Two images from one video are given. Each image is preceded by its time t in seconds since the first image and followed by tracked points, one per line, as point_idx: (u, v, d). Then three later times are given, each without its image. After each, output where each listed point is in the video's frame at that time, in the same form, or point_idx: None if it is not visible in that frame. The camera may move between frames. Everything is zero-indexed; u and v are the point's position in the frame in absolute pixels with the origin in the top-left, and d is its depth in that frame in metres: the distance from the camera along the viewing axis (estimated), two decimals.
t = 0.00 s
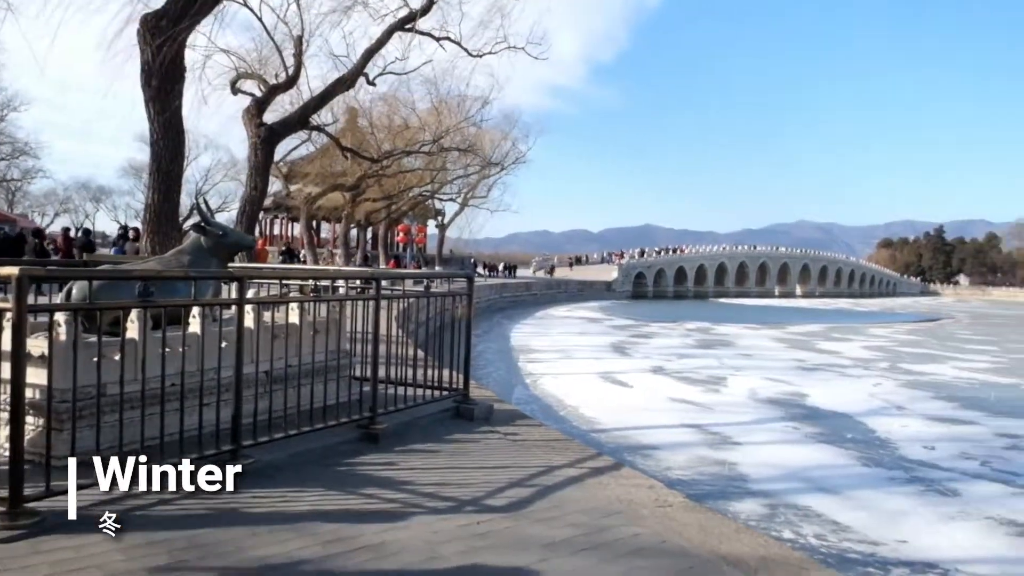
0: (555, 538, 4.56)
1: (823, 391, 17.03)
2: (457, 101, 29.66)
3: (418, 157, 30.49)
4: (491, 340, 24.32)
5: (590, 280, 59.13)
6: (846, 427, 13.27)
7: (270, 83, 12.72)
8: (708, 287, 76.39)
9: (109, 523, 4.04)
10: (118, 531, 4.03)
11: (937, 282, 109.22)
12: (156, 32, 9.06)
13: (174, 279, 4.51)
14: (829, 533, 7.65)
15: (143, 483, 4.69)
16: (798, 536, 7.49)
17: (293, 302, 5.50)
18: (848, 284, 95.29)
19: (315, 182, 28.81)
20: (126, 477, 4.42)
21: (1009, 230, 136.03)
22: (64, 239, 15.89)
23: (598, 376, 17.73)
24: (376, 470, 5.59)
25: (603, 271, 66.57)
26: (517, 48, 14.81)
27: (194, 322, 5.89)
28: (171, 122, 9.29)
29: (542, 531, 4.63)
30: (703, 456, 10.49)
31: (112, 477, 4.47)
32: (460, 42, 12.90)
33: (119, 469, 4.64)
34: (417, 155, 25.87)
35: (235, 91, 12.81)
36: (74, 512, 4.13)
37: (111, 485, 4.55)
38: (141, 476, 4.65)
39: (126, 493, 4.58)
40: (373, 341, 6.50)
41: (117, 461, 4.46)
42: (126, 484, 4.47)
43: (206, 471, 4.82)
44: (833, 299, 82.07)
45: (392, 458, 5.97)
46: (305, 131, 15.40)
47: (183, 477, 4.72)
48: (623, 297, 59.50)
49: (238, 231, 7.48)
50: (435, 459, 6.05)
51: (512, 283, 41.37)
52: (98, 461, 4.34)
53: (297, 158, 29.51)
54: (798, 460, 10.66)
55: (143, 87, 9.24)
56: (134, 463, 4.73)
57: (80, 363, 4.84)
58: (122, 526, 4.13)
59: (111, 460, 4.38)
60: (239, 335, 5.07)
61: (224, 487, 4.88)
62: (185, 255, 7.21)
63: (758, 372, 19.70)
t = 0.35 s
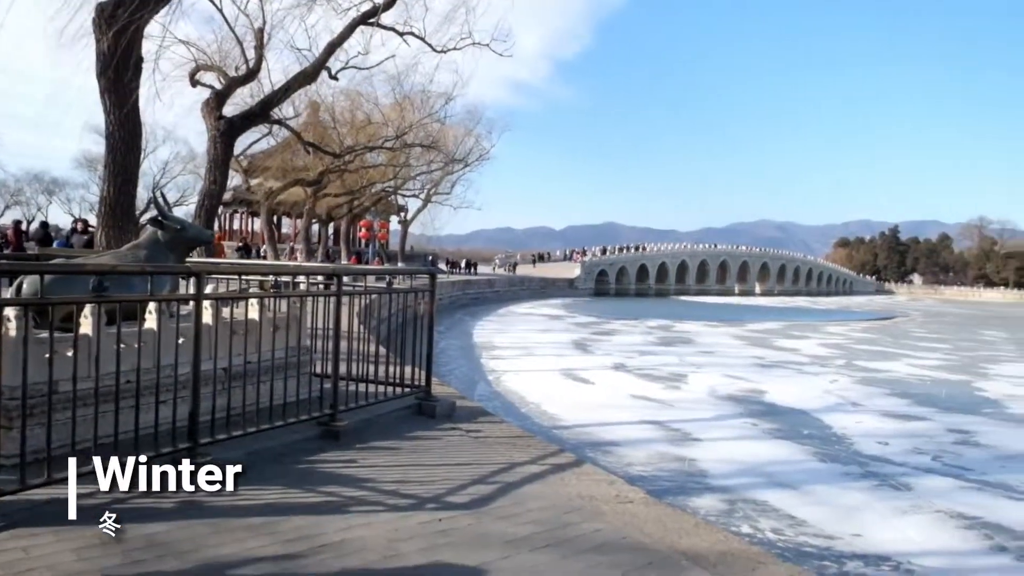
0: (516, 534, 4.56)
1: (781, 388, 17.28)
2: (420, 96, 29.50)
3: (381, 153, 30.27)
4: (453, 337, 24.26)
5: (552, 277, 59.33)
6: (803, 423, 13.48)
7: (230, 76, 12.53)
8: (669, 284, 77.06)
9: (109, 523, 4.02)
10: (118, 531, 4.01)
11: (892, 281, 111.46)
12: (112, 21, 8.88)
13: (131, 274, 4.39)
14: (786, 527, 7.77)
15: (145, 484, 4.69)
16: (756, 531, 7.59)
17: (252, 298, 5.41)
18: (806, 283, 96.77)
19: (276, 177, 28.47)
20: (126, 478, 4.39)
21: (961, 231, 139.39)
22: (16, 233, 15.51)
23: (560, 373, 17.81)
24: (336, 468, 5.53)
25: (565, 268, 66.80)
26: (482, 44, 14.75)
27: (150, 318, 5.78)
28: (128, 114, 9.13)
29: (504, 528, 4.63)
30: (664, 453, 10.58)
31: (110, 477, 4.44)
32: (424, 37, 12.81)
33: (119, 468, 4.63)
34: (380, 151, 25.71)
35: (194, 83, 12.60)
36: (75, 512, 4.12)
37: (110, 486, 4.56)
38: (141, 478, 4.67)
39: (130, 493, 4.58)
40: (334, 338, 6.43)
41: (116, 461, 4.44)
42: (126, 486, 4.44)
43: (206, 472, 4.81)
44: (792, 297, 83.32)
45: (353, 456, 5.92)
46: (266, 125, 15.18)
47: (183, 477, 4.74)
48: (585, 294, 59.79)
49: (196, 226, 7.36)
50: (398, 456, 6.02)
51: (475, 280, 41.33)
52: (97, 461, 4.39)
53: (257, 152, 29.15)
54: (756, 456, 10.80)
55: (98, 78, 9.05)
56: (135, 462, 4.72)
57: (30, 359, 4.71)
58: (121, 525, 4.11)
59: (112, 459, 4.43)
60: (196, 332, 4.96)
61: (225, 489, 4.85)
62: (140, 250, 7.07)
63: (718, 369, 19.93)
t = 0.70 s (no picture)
0: (480, 534, 4.55)
1: (742, 386, 17.48)
2: (385, 94, 29.32)
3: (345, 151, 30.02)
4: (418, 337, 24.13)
5: (517, 277, 59.35)
6: (765, 421, 13.65)
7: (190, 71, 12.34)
8: (633, 284, 77.53)
9: (109, 523, 4.05)
10: (118, 531, 4.03)
11: (851, 281, 113.32)
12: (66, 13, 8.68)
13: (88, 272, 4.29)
14: (747, 523, 7.87)
15: (147, 485, 4.77)
16: (718, 527, 7.68)
17: (213, 297, 5.31)
18: (768, 282, 98.01)
19: (237, 174, 28.10)
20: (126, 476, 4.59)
21: (917, 231, 142.17)
22: None
23: (525, 372, 17.84)
24: (298, 469, 5.47)
25: (530, 267, 66.87)
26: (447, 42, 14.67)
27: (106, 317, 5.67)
28: (84, 109, 8.96)
29: (468, 527, 4.62)
30: (628, 451, 10.65)
31: (113, 477, 4.63)
32: (389, 34, 12.71)
33: (120, 469, 4.78)
34: (344, 149, 25.49)
35: (153, 78, 12.38)
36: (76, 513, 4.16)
37: (112, 488, 4.66)
38: (142, 478, 4.74)
39: (134, 493, 4.68)
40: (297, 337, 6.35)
41: (116, 460, 4.65)
42: (127, 484, 4.62)
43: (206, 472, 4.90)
44: (754, 297, 84.26)
45: (316, 456, 5.86)
46: (228, 121, 14.96)
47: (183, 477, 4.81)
48: (550, 294, 59.95)
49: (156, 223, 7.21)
50: (361, 456, 5.97)
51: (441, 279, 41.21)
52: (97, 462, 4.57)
53: (218, 149, 28.74)
54: (719, 453, 10.91)
55: (53, 71, 8.87)
56: (136, 463, 4.86)
57: None
58: (121, 526, 4.13)
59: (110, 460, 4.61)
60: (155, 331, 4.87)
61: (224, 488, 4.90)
62: (97, 248, 6.94)
63: (681, 367, 20.11)
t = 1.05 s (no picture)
0: (448, 533, 4.54)
1: (708, 385, 17.65)
2: (352, 92, 29.10)
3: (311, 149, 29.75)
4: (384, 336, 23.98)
5: (485, 276, 59.28)
6: (729, 419, 13.79)
7: (152, 66, 12.13)
8: (600, 283, 77.80)
9: (109, 523, 4.10)
10: (118, 531, 4.08)
11: (814, 281, 114.86)
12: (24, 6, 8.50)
13: (46, 271, 4.19)
14: (712, 520, 7.95)
15: (147, 485, 4.83)
16: (684, 525, 7.76)
17: (175, 295, 5.24)
18: (733, 282, 98.93)
19: (201, 171, 27.71)
20: (126, 476, 4.68)
21: (879, 232, 144.57)
22: None
23: (493, 371, 17.83)
24: (262, 471, 5.40)
25: (498, 266, 66.83)
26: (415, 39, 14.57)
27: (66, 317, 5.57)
28: (42, 104, 8.79)
29: (435, 527, 4.61)
30: (595, 450, 10.69)
31: (113, 477, 4.73)
32: (356, 31, 12.64)
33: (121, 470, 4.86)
34: (310, 147, 25.24)
35: (114, 73, 12.16)
36: (75, 513, 4.23)
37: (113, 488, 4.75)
38: (142, 479, 4.82)
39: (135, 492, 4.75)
40: (262, 337, 6.26)
41: (116, 461, 4.76)
42: (127, 483, 4.70)
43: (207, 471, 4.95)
44: (719, 296, 85.04)
45: (281, 457, 5.80)
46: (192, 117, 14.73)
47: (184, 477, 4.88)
48: (517, 293, 59.98)
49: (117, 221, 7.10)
50: (329, 457, 5.93)
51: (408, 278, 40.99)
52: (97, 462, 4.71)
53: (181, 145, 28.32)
54: (684, 451, 11.00)
55: (10, 66, 8.68)
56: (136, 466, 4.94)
57: None
58: (122, 526, 4.18)
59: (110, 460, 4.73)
60: (116, 330, 4.79)
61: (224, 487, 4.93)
62: (56, 246, 6.80)
63: (647, 366, 20.23)
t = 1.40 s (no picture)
0: (406, 535, 4.51)
1: (664, 385, 17.83)
2: (309, 90, 28.80)
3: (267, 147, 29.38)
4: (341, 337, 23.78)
5: (443, 277, 59.12)
6: (685, 419, 13.94)
7: (103, 61, 11.88)
8: (558, 284, 78.11)
9: (109, 523, 4.14)
10: (118, 531, 4.12)
11: (768, 282, 116.67)
12: None
13: None
14: (668, 519, 8.03)
15: (149, 485, 4.91)
16: (640, 524, 7.83)
17: (127, 296, 5.12)
18: (689, 283, 100.05)
19: (153, 169, 27.21)
20: (126, 475, 4.77)
21: (831, 234, 147.44)
22: None
23: (451, 372, 17.79)
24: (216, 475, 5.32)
25: (456, 266, 66.72)
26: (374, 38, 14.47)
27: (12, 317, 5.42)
28: None
29: (392, 529, 4.58)
30: (553, 450, 10.74)
31: (113, 477, 4.81)
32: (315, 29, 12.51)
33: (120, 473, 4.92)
34: (266, 145, 24.95)
35: (64, 67, 11.89)
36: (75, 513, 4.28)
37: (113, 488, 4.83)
38: (142, 479, 4.90)
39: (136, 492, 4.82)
40: (216, 338, 6.16)
41: (116, 461, 4.85)
42: (126, 483, 4.78)
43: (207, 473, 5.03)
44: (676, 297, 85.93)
45: (235, 459, 5.72)
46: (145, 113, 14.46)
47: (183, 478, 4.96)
48: (476, 294, 59.95)
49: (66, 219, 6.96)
50: (291, 459, 5.90)
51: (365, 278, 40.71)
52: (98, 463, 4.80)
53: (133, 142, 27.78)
54: (641, 452, 11.10)
55: None
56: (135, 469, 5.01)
57: None
58: (120, 526, 4.21)
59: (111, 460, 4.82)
60: (64, 330, 4.67)
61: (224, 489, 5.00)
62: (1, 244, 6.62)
63: (604, 367, 20.36)
